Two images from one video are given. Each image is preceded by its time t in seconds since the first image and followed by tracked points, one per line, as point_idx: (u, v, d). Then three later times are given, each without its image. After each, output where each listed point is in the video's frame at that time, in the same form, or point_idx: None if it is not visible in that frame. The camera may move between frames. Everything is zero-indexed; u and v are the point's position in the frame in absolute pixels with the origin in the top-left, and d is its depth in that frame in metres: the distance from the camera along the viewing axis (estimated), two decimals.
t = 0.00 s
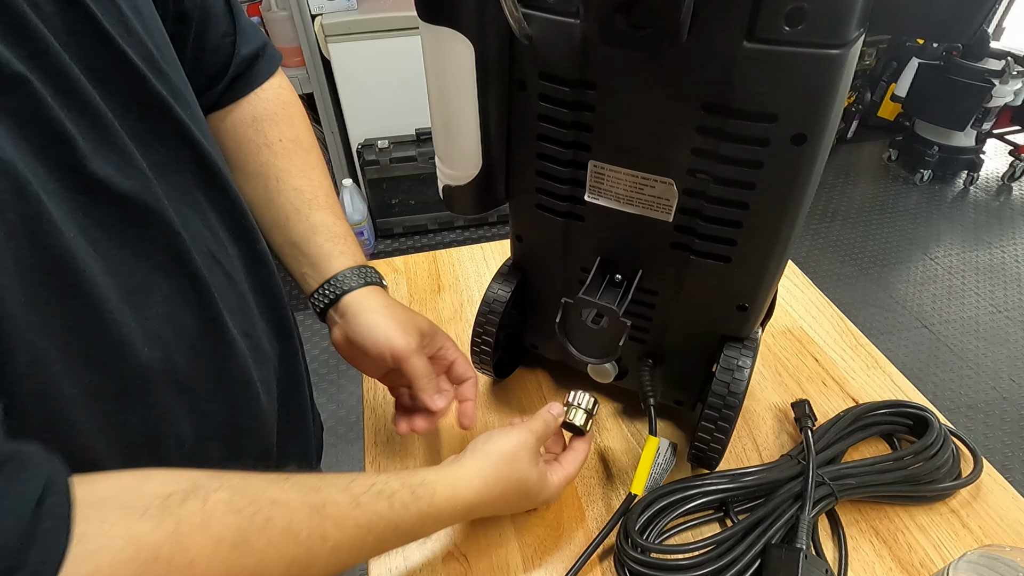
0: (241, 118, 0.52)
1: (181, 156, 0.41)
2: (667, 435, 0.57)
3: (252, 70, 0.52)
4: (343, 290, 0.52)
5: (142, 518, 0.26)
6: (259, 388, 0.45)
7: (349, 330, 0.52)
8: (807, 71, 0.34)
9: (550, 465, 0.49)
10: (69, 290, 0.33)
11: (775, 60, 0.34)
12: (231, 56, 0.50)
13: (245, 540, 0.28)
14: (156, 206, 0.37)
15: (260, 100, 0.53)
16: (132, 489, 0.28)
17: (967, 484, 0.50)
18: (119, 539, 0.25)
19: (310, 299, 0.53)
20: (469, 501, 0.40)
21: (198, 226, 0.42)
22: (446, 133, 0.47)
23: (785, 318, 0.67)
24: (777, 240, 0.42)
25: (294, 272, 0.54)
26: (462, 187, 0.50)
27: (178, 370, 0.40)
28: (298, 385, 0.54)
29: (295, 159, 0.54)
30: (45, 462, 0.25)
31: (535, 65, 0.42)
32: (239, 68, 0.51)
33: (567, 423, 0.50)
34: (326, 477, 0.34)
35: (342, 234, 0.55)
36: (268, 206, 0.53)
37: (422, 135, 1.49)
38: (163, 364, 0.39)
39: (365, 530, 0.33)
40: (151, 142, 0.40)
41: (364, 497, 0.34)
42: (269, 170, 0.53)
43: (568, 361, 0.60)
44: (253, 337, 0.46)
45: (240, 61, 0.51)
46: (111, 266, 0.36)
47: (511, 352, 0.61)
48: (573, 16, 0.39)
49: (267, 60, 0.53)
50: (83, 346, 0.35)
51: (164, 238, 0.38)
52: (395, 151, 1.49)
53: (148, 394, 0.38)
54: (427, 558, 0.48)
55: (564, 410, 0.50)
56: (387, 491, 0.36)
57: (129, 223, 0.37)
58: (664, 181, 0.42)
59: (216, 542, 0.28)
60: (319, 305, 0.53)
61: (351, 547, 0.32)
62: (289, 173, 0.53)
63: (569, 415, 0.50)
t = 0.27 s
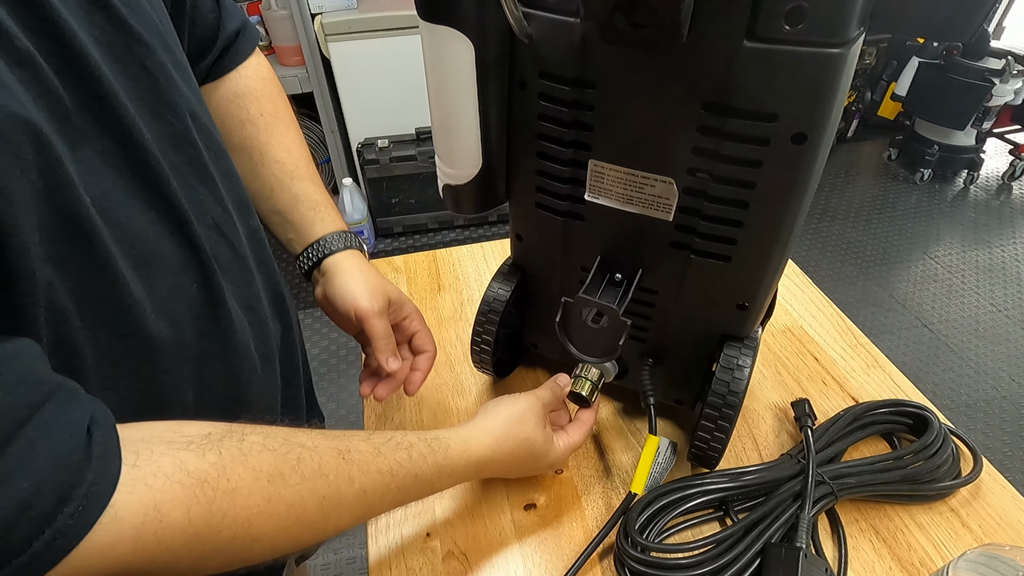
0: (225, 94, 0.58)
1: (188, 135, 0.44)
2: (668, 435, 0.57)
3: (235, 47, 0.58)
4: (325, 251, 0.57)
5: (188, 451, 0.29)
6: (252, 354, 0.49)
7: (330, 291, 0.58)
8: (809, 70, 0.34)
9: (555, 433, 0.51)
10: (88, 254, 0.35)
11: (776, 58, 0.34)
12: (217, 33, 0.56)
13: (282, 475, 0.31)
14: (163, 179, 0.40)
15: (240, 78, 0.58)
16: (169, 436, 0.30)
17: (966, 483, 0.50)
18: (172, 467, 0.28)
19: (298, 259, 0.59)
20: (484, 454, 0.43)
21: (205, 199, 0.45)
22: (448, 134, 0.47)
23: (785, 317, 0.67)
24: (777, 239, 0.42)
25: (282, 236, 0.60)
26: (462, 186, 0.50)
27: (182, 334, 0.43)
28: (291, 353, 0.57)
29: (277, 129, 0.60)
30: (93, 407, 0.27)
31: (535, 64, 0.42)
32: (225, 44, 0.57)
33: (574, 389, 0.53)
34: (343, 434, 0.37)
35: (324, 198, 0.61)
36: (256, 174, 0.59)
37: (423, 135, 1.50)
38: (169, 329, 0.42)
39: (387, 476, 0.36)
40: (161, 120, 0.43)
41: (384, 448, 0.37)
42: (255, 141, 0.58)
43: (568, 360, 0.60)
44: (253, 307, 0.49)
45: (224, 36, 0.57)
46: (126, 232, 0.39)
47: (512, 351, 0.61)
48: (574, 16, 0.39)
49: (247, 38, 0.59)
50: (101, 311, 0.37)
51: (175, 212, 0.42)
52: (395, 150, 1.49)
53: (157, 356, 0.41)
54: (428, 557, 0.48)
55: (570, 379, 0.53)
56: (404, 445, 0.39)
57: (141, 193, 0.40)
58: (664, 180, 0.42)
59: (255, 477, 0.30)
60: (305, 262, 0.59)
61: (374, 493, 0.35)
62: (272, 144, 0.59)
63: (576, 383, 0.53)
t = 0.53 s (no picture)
0: (221, 88, 0.58)
1: (196, 125, 0.44)
2: (668, 435, 0.57)
3: (232, 42, 0.58)
4: (321, 242, 0.59)
5: (208, 437, 0.30)
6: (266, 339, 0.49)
7: (325, 279, 0.60)
8: (808, 69, 0.34)
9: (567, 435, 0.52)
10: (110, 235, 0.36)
11: (776, 58, 0.34)
12: (214, 27, 0.56)
13: (297, 462, 0.32)
14: (177, 167, 0.41)
15: (237, 72, 0.59)
16: (190, 420, 0.30)
17: (966, 483, 0.50)
18: (193, 451, 0.29)
19: (294, 249, 0.61)
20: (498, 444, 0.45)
21: (215, 185, 0.46)
22: (447, 134, 0.47)
23: (785, 317, 0.67)
24: (777, 239, 0.42)
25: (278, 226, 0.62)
26: (462, 186, 0.50)
27: (203, 315, 0.43)
28: (298, 335, 0.59)
29: (272, 124, 0.61)
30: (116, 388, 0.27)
31: (535, 64, 0.42)
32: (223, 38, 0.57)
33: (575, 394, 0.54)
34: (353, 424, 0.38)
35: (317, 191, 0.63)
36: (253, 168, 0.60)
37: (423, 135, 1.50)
38: (189, 306, 0.42)
39: (399, 467, 0.37)
40: (171, 109, 0.43)
41: (395, 440, 0.38)
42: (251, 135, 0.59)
43: (568, 360, 0.60)
44: (265, 292, 0.50)
45: (222, 31, 0.57)
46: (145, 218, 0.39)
47: (511, 351, 0.61)
48: (573, 16, 0.39)
49: (242, 32, 0.59)
50: (123, 293, 0.37)
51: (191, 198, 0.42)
52: (395, 150, 1.49)
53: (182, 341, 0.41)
54: (428, 558, 0.48)
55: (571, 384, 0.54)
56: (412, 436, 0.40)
57: (157, 178, 0.40)
58: (664, 180, 0.42)
59: (271, 464, 0.31)
60: (300, 251, 0.60)
61: (383, 483, 0.36)
62: (268, 138, 0.60)
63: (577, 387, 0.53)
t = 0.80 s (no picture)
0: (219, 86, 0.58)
1: (209, 121, 0.46)
2: (668, 435, 0.57)
3: (231, 42, 0.58)
4: (321, 235, 0.60)
5: (249, 408, 0.30)
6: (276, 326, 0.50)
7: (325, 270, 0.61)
8: (808, 69, 0.34)
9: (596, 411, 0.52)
10: (140, 224, 0.37)
11: (777, 58, 0.34)
12: (213, 27, 0.56)
13: (335, 431, 0.32)
14: (195, 160, 0.42)
15: (235, 72, 0.59)
16: (229, 394, 0.30)
17: (966, 483, 0.50)
18: (237, 421, 0.29)
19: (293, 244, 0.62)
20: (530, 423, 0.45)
21: (228, 180, 0.47)
22: (447, 133, 0.47)
23: (785, 317, 0.67)
24: (777, 239, 0.42)
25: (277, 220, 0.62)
26: (462, 186, 0.50)
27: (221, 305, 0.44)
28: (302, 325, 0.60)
29: (270, 121, 0.61)
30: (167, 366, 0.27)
31: (535, 64, 0.42)
32: (223, 38, 0.57)
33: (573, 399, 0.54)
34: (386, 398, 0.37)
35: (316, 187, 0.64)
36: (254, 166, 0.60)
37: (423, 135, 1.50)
38: (208, 297, 0.43)
39: (433, 436, 0.36)
40: (185, 105, 0.44)
41: (428, 410, 0.38)
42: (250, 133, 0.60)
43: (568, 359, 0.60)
44: (272, 283, 0.52)
45: (221, 32, 0.57)
46: (167, 208, 0.40)
47: (511, 351, 0.61)
48: (573, 16, 0.39)
49: (240, 32, 0.59)
50: (152, 283, 0.38)
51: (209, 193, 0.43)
52: (395, 150, 1.49)
53: (203, 332, 0.42)
54: (428, 558, 0.48)
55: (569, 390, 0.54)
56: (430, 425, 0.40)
57: (176, 171, 0.42)
58: (664, 180, 0.42)
59: (312, 432, 0.30)
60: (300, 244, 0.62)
61: (421, 451, 0.35)
62: (265, 135, 0.60)
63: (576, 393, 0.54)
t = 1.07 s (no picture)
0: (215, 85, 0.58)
1: (222, 121, 0.46)
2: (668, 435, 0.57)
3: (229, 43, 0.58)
4: (325, 228, 0.62)
5: (281, 412, 0.30)
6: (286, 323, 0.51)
7: (332, 263, 0.62)
8: (808, 69, 0.34)
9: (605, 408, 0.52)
10: (167, 220, 0.38)
11: (777, 57, 0.34)
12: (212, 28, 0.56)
13: (363, 436, 0.33)
14: (212, 159, 0.43)
15: (233, 74, 0.60)
16: (262, 398, 0.31)
17: (966, 483, 0.50)
18: (270, 425, 0.29)
19: (296, 239, 0.63)
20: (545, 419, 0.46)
21: (239, 179, 0.48)
22: (448, 133, 0.47)
23: (785, 317, 0.67)
24: (777, 239, 0.42)
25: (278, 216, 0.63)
26: (462, 186, 0.50)
27: (238, 301, 0.45)
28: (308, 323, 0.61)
29: (268, 120, 0.62)
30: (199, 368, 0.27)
31: (535, 64, 0.42)
32: (220, 38, 0.57)
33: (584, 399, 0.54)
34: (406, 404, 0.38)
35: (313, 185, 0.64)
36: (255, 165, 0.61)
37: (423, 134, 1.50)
38: (227, 291, 0.43)
39: (453, 439, 0.38)
40: (199, 105, 0.45)
41: (448, 415, 0.39)
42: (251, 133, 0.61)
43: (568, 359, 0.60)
44: (282, 280, 0.52)
45: (218, 32, 0.57)
46: (188, 206, 0.41)
47: (511, 350, 0.61)
48: (573, 16, 0.39)
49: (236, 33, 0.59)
50: (176, 279, 0.39)
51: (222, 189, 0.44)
52: (395, 150, 1.49)
53: (218, 331, 0.42)
54: (428, 558, 0.48)
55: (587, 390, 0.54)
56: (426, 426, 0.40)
57: (194, 170, 0.43)
58: (664, 180, 0.42)
59: (341, 436, 0.31)
60: (303, 239, 0.63)
61: (443, 456, 0.36)
62: (264, 133, 0.61)
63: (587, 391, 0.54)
